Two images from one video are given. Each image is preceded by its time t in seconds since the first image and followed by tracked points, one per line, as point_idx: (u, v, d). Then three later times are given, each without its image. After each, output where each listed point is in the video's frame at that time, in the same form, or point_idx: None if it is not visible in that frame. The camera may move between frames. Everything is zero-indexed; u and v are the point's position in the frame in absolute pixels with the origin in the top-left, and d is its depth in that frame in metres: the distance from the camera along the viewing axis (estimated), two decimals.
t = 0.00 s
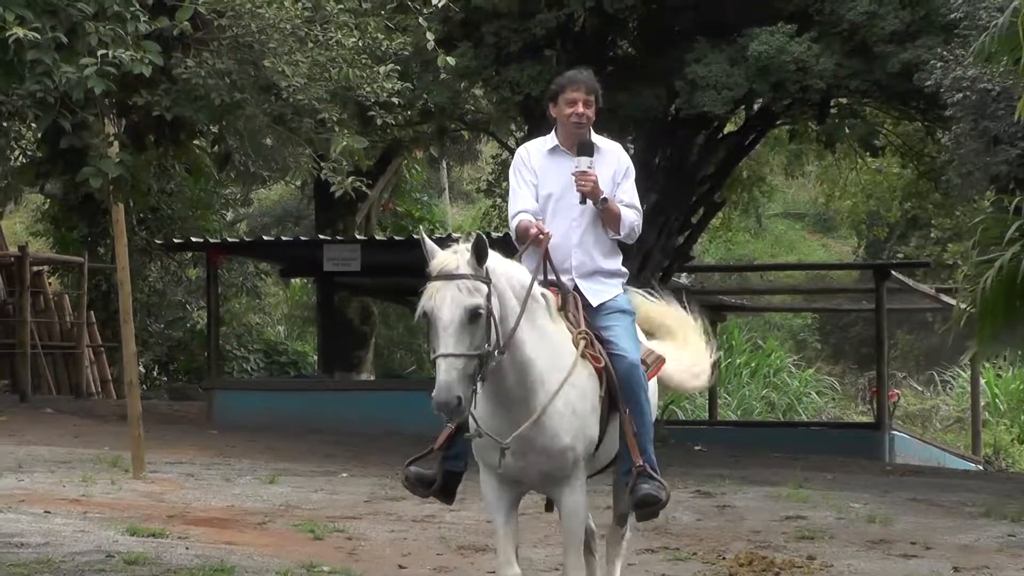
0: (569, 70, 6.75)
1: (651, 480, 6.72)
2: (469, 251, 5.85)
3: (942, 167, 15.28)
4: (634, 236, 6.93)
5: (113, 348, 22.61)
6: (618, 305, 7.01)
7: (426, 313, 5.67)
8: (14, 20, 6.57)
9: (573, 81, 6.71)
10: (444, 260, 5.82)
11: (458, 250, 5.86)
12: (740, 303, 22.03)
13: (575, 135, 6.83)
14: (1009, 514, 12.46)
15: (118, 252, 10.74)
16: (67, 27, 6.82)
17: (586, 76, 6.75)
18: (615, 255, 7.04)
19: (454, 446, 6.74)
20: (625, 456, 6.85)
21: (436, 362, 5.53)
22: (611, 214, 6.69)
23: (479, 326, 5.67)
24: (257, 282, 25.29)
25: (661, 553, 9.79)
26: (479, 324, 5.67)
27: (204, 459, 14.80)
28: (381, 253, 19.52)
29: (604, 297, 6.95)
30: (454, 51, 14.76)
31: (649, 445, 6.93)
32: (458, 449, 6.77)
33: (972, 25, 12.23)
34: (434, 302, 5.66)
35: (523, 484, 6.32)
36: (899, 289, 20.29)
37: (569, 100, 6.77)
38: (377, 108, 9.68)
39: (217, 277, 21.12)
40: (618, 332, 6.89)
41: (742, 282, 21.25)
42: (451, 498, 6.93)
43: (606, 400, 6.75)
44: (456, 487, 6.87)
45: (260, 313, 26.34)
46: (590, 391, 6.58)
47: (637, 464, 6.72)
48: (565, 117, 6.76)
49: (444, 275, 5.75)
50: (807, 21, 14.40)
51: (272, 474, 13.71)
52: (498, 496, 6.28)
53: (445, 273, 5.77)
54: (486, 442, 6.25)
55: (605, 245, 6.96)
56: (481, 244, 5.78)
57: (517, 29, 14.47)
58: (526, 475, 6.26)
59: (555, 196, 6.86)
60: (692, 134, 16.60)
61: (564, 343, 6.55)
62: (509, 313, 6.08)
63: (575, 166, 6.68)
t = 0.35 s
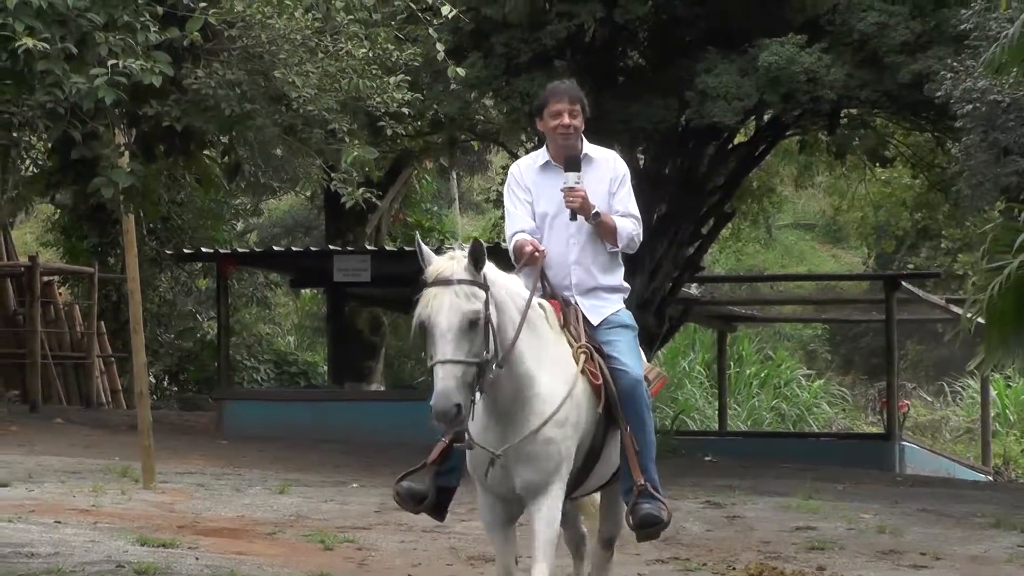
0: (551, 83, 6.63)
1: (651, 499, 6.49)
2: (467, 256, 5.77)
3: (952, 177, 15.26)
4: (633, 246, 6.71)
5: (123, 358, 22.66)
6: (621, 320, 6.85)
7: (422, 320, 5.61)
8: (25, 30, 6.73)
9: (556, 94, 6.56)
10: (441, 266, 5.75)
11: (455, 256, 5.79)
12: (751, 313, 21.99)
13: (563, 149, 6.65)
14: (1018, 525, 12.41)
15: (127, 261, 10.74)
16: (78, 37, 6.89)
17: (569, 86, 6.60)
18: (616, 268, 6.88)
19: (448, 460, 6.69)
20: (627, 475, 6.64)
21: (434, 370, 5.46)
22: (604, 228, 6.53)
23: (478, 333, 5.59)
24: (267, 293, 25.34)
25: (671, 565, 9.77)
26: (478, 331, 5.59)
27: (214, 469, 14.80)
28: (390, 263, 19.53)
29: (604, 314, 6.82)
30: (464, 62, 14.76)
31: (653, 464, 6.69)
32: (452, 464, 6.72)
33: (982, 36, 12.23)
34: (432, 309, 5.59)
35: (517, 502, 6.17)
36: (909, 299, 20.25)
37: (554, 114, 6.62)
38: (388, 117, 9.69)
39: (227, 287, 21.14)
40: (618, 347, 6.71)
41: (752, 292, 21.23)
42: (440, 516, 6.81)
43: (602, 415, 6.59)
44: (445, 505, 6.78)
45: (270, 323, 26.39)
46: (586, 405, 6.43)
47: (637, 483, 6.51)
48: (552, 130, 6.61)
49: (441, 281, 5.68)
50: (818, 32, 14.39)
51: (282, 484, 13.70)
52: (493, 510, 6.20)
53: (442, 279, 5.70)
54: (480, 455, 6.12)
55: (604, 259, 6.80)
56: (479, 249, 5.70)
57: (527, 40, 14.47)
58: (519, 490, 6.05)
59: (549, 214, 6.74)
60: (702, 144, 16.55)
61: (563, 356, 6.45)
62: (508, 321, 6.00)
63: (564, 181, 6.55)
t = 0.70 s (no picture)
0: (541, 81, 6.52)
1: (648, 509, 6.43)
2: (475, 267, 5.58)
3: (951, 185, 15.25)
4: (627, 249, 6.64)
5: (122, 365, 22.64)
6: (615, 326, 6.78)
7: (428, 329, 5.38)
8: (25, 37, 6.72)
9: (547, 93, 6.45)
10: (446, 274, 5.54)
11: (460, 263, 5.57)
12: (751, 321, 21.97)
13: (555, 150, 6.53)
14: (1018, 533, 12.39)
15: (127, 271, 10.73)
16: (77, 44, 6.92)
17: (560, 85, 6.49)
18: (610, 272, 6.77)
19: (440, 474, 6.49)
20: (623, 485, 6.59)
21: (444, 383, 5.26)
22: (597, 230, 6.43)
23: (488, 344, 5.39)
24: (266, 300, 25.32)
25: (670, 573, 9.74)
26: (488, 341, 5.39)
27: (213, 477, 14.78)
28: (389, 271, 19.52)
29: (598, 322, 6.73)
30: (464, 70, 14.73)
31: (648, 474, 6.65)
32: (444, 478, 6.52)
33: (982, 44, 12.23)
34: (439, 318, 5.37)
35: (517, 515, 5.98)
36: (908, 307, 20.24)
37: (544, 112, 6.51)
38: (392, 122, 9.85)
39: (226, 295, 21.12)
40: (615, 355, 6.65)
41: (752, 300, 21.22)
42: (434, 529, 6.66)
43: (600, 423, 6.54)
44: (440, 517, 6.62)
45: (269, 331, 26.37)
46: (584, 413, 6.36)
47: (634, 493, 6.45)
48: (543, 130, 6.50)
49: (448, 290, 5.47)
50: (818, 40, 14.37)
51: (281, 492, 13.69)
52: (490, 522, 5.96)
53: (448, 287, 5.48)
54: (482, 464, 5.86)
55: (598, 263, 6.69)
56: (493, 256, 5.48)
57: (527, 48, 14.43)
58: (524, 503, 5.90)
59: (541, 217, 6.61)
60: (702, 153, 16.54)
61: (562, 362, 6.34)
62: (513, 328, 5.81)
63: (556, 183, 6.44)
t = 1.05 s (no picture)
0: (541, 74, 6.31)
1: (637, 518, 6.26)
2: (475, 269, 5.47)
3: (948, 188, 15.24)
4: (609, 250, 6.50)
5: (120, 368, 22.62)
6: (600, 329, 6.67)
7: (428, 334, 5.27)
8: (23, 39, 6.76)
9: (547, 87, 6.27)
10: (449, 277, 5.43)
11: (462, 266, 5.46)
12: (748, 324, 21.97)
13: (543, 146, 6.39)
14: (1015, 536, 12.38)
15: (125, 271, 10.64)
16: (74, 46, 6.99)
17: (561, 83, 6.31)
18: (592, 272, 6.63)
19: (417, 478, 6.25)
20: (610, 491, 6.46)
21: (443, 388, 5.14)
22: (583, 229, 6.28)
23: (489, 350, 5.29)
24: (263, 303, 25.31)
25: None
26: (489, 347, 5.29)
27: (210, 480, 14.77)
28: (387, 273, 19.52)
29: (584, 323, 6.62)
30: (461, 72, 14.70)
31: (636, 482, 6.54)
32: (421, 482, 6.27)
33: (979, 46, 12.22)
34: (440, 322, 5.26)
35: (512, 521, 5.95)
36: (905, 310, 20.24)
37: (540, 107, 6.34)
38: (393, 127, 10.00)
39: (224, 298, 21.11)
40: (599, 359, 6.57)
41: (749, 303, 21.22)
42: (410, 531, 6.44)
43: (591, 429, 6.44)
44: (416, 519, 6.40)
45: (266, 334, 26.36)
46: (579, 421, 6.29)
47: (623, 500, 6.29)
48: (536, 126, 6.35)
49: (449, 293, 5.36)
50: (815, 43, 14.35)
51: (278, 495, 13.68)
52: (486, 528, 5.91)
53: (450, 291, 5.37)
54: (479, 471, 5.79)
55: (580, 262, 6.55)
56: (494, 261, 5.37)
57: (524, 50, 14.40)
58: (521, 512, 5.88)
59: (523, 213, 6.46)
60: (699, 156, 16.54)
61: (555, 366, 6.24)
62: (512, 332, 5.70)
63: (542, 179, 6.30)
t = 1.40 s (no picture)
0: (521, 74, 6.00)
1: (652, 524, 5.94)
2: (459, 282, 5.14)
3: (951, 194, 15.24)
4: (604, 249, 6.14)
5: (122, 374, 22.64)
6: (598, 333, 6.24)
7: (419, 355, 4.97)
8: (26, 45, 7.05)
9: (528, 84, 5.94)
10: (430, 295, 5.10)
11: (444, 281, 5.13)
12: (750, 329, 21.97)
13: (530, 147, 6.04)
14: (1016, 542, 12.38)
15: (127, 280, 10.52)
16: (77, 52, 7.33)
17: (543, 81, 5.99)
18: (587, 276, 6.26)
19: (420, 494, 5.97)
20: (622, 498, 6.06)
21: (445, 411, 4.89)
22: (577, 227, 5.92)
23: (484, 365, 5.01)
24: (266, 308, 25.32)
25: None
26: (484, 362, 5.01)
27: (213, 485, 14.76)
28: (389, 279, 19.51)
29: (581, 326, 6.20)
30: (463, 78, 14.68)
31: (646, 487, 6.15)
32: (425, 499, 6.01)
33: (981, 53, 12.24)
34: (430, 342, 4.96)
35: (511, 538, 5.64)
36: (908, 316, 20.22)
37: (523, 105, 5.99)
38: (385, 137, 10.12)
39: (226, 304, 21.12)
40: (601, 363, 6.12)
41: (751, 308, 21.18)
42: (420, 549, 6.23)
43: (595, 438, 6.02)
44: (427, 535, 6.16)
45: (269, 339, 26.38)
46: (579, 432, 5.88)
47: (635, 509, 5.94)
48: (521, 126, 5.99)
49: (433, 313, 5.04)
50: (817, 49, 14.34)
51: (281, 501, 13.68)
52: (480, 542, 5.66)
53: (435, 310, 5.04)
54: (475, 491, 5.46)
55: (574, 264, 6.17)
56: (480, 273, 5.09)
57: (526, 56, 14.38)
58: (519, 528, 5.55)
59: (513, 215, 6.09)
60: (702, 161, 16.53)
61: (552, 375, 5.83)
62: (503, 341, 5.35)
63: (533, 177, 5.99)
